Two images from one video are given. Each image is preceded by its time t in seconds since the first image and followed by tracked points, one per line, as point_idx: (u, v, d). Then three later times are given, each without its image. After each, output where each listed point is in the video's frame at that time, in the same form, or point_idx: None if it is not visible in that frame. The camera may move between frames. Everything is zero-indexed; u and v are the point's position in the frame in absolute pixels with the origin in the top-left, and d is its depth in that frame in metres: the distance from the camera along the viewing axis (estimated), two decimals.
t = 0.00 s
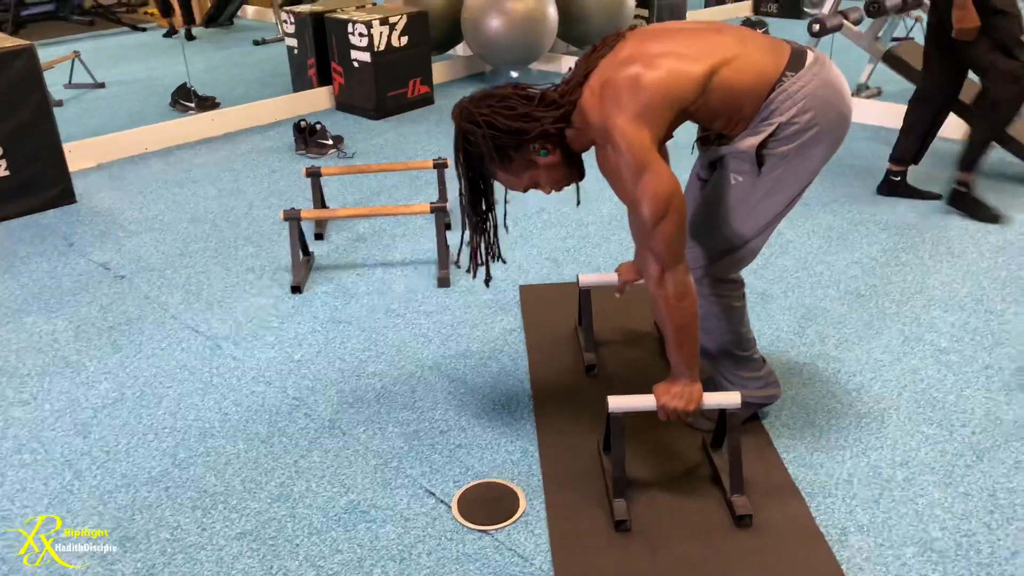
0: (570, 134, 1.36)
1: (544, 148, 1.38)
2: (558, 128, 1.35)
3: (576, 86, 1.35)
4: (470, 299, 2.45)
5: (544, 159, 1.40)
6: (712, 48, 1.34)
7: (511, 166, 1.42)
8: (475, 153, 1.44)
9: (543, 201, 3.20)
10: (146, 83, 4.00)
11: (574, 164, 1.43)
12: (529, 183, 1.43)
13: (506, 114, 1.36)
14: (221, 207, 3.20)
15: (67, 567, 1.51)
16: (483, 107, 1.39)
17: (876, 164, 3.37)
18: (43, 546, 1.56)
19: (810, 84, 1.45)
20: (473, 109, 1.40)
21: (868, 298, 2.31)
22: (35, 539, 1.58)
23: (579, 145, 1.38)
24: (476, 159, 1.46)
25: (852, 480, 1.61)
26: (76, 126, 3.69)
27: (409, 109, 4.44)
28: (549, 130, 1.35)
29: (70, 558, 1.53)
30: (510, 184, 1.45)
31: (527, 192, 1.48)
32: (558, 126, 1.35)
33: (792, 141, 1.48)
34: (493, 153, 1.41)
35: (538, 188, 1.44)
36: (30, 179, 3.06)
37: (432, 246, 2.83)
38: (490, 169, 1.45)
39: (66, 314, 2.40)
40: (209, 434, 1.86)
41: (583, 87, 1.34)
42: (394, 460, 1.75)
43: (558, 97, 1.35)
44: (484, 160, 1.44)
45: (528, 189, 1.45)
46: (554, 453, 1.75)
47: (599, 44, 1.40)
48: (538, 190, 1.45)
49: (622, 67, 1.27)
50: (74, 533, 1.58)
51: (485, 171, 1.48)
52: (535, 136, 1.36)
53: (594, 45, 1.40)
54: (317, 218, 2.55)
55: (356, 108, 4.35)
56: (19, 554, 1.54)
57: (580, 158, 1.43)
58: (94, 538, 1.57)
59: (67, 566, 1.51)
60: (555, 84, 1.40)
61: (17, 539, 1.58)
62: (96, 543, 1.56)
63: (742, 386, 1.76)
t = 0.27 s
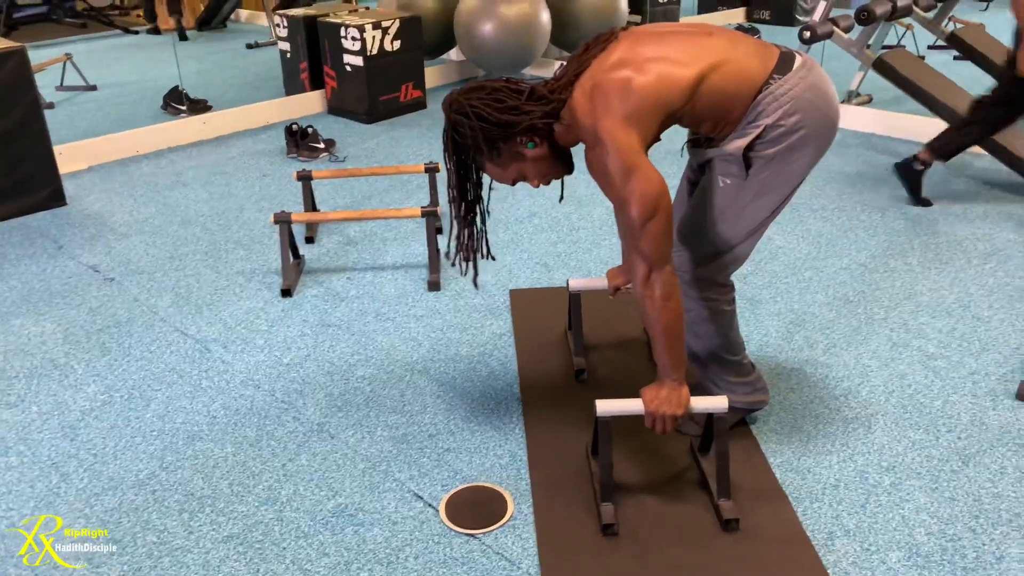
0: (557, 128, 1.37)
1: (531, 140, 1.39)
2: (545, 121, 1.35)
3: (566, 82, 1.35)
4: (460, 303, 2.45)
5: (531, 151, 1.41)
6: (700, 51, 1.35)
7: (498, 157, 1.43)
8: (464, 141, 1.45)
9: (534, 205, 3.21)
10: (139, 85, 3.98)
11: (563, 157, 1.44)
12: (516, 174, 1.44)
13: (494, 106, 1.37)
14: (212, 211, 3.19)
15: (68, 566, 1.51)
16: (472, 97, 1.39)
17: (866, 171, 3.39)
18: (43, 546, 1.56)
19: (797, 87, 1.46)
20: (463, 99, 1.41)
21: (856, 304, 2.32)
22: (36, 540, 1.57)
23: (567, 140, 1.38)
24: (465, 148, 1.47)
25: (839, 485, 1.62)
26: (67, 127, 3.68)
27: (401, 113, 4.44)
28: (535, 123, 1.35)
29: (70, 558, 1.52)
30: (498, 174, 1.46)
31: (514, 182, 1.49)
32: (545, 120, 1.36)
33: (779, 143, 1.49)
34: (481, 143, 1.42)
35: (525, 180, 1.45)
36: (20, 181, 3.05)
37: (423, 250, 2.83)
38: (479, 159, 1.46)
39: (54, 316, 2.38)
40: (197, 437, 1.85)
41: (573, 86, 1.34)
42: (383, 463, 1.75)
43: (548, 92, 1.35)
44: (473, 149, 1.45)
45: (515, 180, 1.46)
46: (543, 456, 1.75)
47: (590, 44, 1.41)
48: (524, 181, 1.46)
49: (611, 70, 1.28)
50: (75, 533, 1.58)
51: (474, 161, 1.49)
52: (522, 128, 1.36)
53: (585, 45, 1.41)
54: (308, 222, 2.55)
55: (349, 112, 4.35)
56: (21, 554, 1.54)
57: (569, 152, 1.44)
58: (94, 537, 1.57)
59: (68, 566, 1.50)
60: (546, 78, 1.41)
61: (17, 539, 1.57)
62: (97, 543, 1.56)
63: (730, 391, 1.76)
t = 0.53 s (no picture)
0: (550, 127, 1.37)
1: (523, 136, 1.39)
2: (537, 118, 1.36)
3: (561, 83, 1.36)
4: (455, 306, 2.45)
5: (522, 148, 1.40)
6: (696, 55, 1.36)
7: (488, 151, 1.42)
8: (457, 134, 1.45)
9: (529, 209, 3.21)
10: (134, 86, 3.98)
11: (553, 162, 1.44)
12: (505, 171, 1.43)
13: (489, 100, 1.38)
14: (206, 213, 3.19)
15: (66, 567, 1.50)
16: (468, 91, 1.41)
17: (860, 176, 3.41)
18: (42, 547, 1.55)
19: (791, 89, 1.46)
20: (459, 93, 1.42)
21: (849, 309, 2.33)
22: (34, 541, 1.56)
23: (559, 141, 1.38)
24: (457, 142, 1.47)
25: (832, 489, 1.62)
26: (61, 129, 3.67)
27: (396, 116, 4.44)
28: (528, 119, 1.36)
29: (69, 558, 1.52)
30: (486, 170, 1.45)
31: (502, 183, 1.48)
32: (538, 118, 1.36)
33: (774, 145, 1.50)
34: (472, 136, 1.41)
35: (513, 179, 1.45)
36: (14, 182, 3.04)
37: (418, 254, 2.83)
38: (470, 154, 1.46)
39: (47, 318, 2.38)
40: (191, 440, 1.84)
41: (569, 88, 1.34)
42: (376, 466, 1.75)
43: (543, 93, 1.36)
44: (464, 142, 1.44)
45: (504, 179, 1.45)
46: (536, 459, 1.75)
47: (586, 47, 1.41)
48: (513, 180, 1.45)
49: (607, 73, 1.28)
50: (73, 534, 1.57)
51: (465, 156, 1.48)
52: (514, 123, 1.37)
53: (581, 48, 1.41)
54: (302, 224, 2.55)
55: (344, 115, 4.35)
56: (19, 556, 1.53)
57: (559, 157, 1.44)
58: (93, 539, 1.57)
59: (68, 567, 1.50)
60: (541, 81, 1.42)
61: (15, 540, 1.57)
62: (95, 543, 1.56)
63: (724, 394, 1.76)
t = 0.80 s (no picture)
0: (552, 130, 1.37)
1: (525, 139, 1.39)
2: (540, 121, 1.36)
3: (564, 86, 1.36)
4: (454, 308, 2.45)
5: (524, 150, 1.40)
6: (698, 58, 1.36)
7: (491, 154, 1.42)
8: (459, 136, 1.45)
9: (528, 211, 3.21)
10: (133, 88, 3.97)
11: (554, 165, 1.44)
12: (506, 174, 1.43)
13: (491, 102, 1.38)
14: (205, 215, 3.18)
15: (66, 567, 1.50)
16: (470, 92, 1.40)
17: (859, 179, 3.41)
18: (41, 546, 1.55)
19: (793, 93, 1.47)
20: (461, 94, 1.41)
21: (848, 312, 2.33)
22: (34, 541, 1.56)
23: (561, 144, 1.38)
24: (459, 144, 1.47)
25: (832, 492, 1.62)
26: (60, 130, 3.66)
27: (395, 118, 4.44)
28: (530, 123, 1.36)
29: (68, 558, 1.51)
30: (488, 173, 1.45)
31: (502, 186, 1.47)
32: (541, 122, 1.36)
33: (776, 149, 1.50)
34: (473, 138, 1.41)
35: (513, 183, 1.44)
36: (12, 183, 3.03)
37: (417, 256, 2.83)
38: (472, 156, 1.46)
39: (45, 319, 2.37)
40: (189, 442, 1.84)
41: (571, 92, 1.34)
42: (375, 469, 1.74)
43: (545, 96, 1.36)
44: (467, 145, 1.44)
45: (504, 182, 1.44)
46: (536, 462, 1.74)
47: (587, 50, 1.41)
48: (513, 184, 1.45)
49: (610, 77, 1.28)
50: (72, 534, 1.57)
51: (467, 158, 1.48)
52: (517, 126, 1.36)
53: (583, 51, 1.41)
54: (302, 226, 2.54)
55: (343, 117, 4.35)
56: (18, 555, 1.53)
57: (560, 161, 1.44)
58: (92, 539, 1.56)
59: (66, 567, 1.50)
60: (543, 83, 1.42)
61: (15, 540, 1.57)
62: (95, 544, 1.55)
63: (723, 397, 1.76)
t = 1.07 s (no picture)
0: (555, 134, 1.37)
1: (527, 144, 1.39)
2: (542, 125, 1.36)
3: (566, 89, 1.35)
4: (454, 310, 2.45)
5: (526, 155, 1.40)
6: (701, 62, 1.36)
7: (493, 158, 1.42)
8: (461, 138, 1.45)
9: (528, 213, 3.21)
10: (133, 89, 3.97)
11: (556, 168, 1.44)
12: (509, 177, 1.43)
13: (494, 105, 1.37)
14: (205, 216, 3.18)
15: (67, 567, 1.50)
16: (473, 95, 1.40)
17: (860, 182, 3.41)
18: (42, 547, 1.55)
19: (796, 98, 1.46)
20: (464, 97, 1.41)
21: (849, 314, 2.33)
22: (35, 541, 1.57)
23: (563, 148, 1.38)
24: (462, 147, 1.47)
25: (832, 496, 1.62)
26: (61, 131, 3.67)
27: (396, 120, 4.44)
28: (533, 127, 1.36)
29: (70, 558, 1.52)
30: (490, 176, 1.45)
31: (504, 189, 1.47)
32: (544, 126, 1.36)
33: (778, 153, 1.50)
34: (476, 142, 1.41)
35: (515, 186, 1.44)
36: (13, 185, 3.04)
37: (417, 258, 2.83)
38: (474, 159, 1.46)
39: (46, 320, 2.37)
40: (189, 444, 1.84)
41: (573, 96, 1.34)
42: (376, 472, 1.74)
43: (548, 99, 1.36)
44: (470, 148, 1.44)
45: (507, 185, 1.45)
46: (536, 465, 1.74)
47: (590, 53, 1.41)
48: (515, 187, 1.45)
49: (613, 80, 1.28)
50: (74, 535, 1.58)
51: (469, 161, 1.48)
52: (519, 131, 1.36)
53: (585, 54, 1.41)
54: (302, 228, 2.54)
55: (344, 118, 4.34)
56: (20, 555, 1.53)
57: (562, 163, 1.44)
58: (93, 539, 1.57)
59: (66, 567, 1.50)
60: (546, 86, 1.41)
61: (16, 540, 1.57)
62: (96, 544, 1.56)
63: (724, 400, 1.76)
